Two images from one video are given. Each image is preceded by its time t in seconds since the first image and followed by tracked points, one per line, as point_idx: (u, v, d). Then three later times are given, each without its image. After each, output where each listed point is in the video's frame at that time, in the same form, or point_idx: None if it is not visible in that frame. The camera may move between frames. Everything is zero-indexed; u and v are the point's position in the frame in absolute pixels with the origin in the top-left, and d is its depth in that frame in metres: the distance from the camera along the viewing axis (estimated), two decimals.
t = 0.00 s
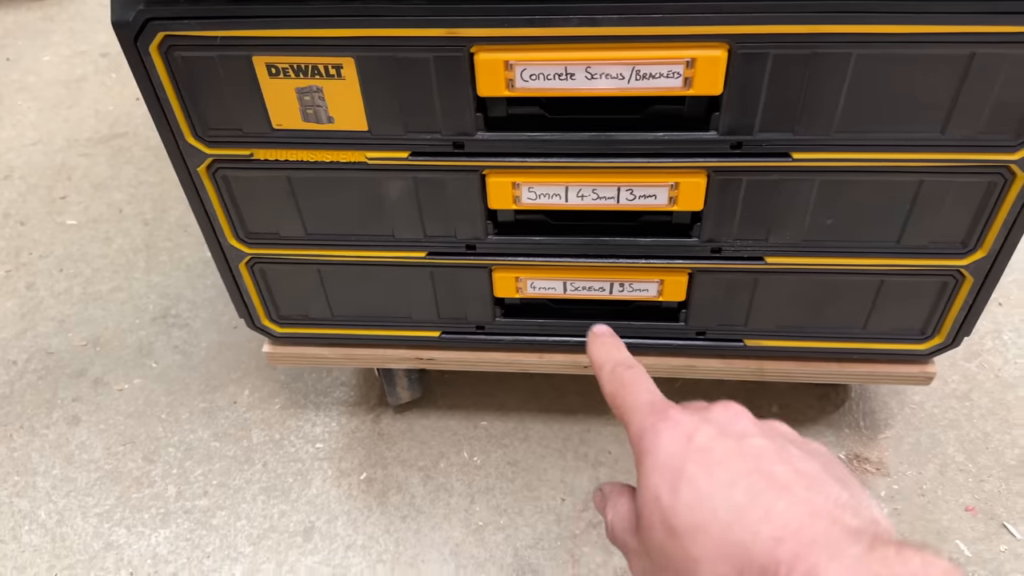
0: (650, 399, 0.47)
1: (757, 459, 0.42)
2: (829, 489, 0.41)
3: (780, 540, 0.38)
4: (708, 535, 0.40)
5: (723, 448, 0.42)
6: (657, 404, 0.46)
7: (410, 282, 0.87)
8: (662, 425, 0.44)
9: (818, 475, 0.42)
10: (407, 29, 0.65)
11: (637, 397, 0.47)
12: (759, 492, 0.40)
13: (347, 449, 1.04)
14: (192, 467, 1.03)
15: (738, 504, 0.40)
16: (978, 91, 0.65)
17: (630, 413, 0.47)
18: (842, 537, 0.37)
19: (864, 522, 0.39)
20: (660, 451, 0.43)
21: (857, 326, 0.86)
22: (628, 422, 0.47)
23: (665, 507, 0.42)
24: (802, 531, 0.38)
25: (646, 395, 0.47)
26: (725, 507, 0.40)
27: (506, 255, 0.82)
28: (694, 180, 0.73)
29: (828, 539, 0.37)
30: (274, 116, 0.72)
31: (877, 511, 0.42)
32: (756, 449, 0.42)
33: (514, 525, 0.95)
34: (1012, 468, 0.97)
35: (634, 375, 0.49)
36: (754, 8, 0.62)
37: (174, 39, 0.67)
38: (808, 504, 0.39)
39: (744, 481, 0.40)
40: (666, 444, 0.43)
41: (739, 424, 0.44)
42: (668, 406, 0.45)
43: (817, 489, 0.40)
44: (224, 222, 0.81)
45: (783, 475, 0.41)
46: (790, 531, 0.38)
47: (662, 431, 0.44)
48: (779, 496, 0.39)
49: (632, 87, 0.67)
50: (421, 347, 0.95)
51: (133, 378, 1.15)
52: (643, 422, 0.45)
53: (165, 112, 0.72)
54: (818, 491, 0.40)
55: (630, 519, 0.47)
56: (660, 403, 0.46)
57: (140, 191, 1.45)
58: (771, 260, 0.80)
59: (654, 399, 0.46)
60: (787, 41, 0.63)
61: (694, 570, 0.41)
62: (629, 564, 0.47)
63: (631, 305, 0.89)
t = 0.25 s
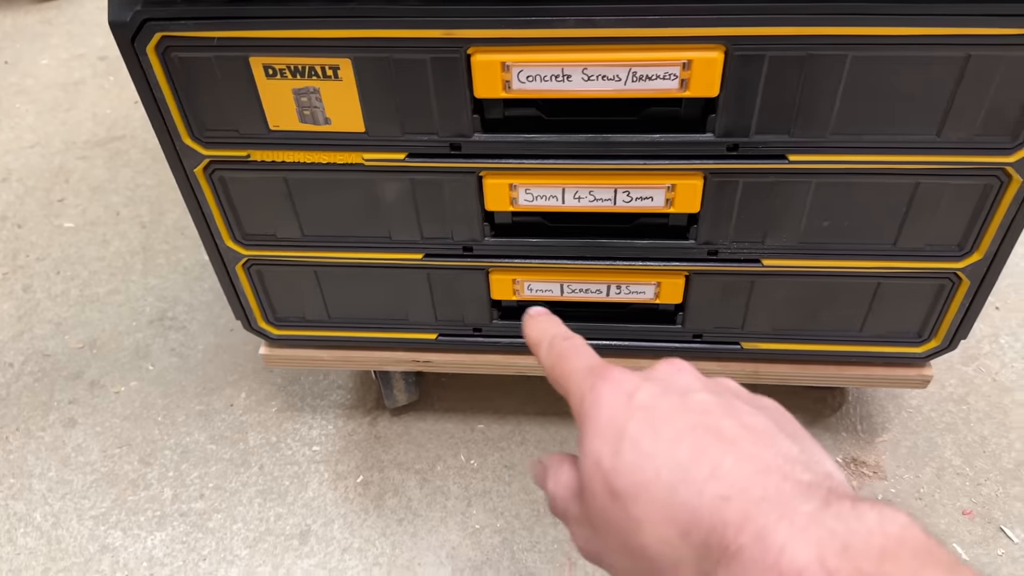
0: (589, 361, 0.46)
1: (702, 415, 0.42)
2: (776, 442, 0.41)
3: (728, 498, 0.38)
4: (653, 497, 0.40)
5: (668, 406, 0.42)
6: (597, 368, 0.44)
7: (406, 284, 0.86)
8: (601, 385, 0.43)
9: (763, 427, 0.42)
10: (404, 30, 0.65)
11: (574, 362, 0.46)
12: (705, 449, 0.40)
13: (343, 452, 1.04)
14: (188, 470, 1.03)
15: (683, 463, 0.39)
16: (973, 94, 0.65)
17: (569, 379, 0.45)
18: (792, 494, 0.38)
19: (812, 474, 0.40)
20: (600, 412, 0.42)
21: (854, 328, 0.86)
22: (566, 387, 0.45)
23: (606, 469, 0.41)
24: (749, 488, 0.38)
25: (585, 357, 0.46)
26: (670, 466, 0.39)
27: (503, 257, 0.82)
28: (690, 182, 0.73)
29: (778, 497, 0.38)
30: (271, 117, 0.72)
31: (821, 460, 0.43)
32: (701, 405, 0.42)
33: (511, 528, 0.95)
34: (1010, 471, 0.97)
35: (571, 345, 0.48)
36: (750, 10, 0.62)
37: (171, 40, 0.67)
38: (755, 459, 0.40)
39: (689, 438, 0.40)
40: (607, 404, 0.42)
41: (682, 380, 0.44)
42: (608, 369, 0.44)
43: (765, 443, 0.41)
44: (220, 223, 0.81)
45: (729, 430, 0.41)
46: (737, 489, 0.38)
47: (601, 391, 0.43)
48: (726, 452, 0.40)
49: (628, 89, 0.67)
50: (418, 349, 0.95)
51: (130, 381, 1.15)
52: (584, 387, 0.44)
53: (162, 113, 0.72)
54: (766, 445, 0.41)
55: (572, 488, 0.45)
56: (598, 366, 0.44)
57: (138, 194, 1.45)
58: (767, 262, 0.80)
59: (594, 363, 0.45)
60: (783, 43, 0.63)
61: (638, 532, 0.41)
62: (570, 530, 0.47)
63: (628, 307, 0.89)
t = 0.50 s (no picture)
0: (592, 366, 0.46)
1: (707, 415, 0.41)
2: (786, 440, 0.41)
3: (737, 499, 0.37)
4: (660, 500, 0.39)
5: (672, 408, 0.41)
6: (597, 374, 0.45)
7: (417, 287, 0.86)
8: (604, 389, 0.43)
9: (771, 425, 0.41)
10: (419, 30, 0.64)
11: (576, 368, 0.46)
12: (711, 449, 0.39)
13: (351, 455, 1.03)
14: (195, 473, 1.02)
15: (689, 464, 0.39)
16: (993, 95, 0.65)
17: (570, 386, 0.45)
18: (805, 492, 0.37)
19: (824, 471, 0.39)
20: (603, 416, 0.42)
21: (867, 331, 0.85)
22: (568, 394, 0.46)
23: (611, 473, 0.41)
24: (760, 488, 0.38)
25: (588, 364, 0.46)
26: (677, 468, 0.39)
27: (516, 259, 0.82)
28: (706, 183, 0.73)
29: (790, 496, 0.37)
30: (283, 117, 0.71)
31: (833, 458, 0.42)
32: (706, 405, 0.42)
33: (521, 532, 0.94)
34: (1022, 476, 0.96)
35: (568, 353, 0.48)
36: (769, 10, 0.61)
37: (184, 38, 0.67)
38: (765, 458, 0.39)
39: (695, 438, 0.40)
40: (610, 408, 0.42)
41: (686, 380, 0.43)
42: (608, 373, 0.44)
43: (774, 441, 0.40)
44: (231, 225, 0.81)
45: (737, 429, 0.40)
46: (747, 489, 0.38)
47: (604, 394, 0.43)
48: (733, 451, 0.39)
49: (645, 89, 0.66)
50: (428, 352, 0.94)
51: (136, 383, 1.14)
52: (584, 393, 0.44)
53: (174, 113, 0.72)
54: (775, 443, 0.40)
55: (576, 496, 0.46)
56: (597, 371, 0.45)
57: (143, 196, 1.45)
58: (782, 265, 0.79)
59: (594, 368, 0.45)
60: (802, 43, 0.63)
61: (647, 537, 0.40)
62: (578, 539, 0.46)
63: (640, 310, 0.88)
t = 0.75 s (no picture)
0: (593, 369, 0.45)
1: (709, 420, 0.41)
2: (788, 445, 0.41)
3: (740, 506, 0.37)
4: (663, 506, 0.39)
5: (675, 412, 0.41)
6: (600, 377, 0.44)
7: (414, 292, 0.86)
8: (606, 392, 0.43)
9: (773, 430, 0.41)
10: (417, 36, 0.64)
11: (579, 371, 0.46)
12: (714, 455, 0.39)
13: (347, 460, 1.03)
14: (191, 478, 1.02)
15: (692, 470, 0.39)
16: (989, 102, 0.65)
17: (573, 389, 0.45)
18: (807, 499, 0.38)
19: (825, 477, 0.40)
20: (605, 421, 0.42)
21: (864, 337, 0.85)
22: (571, 397, 0.45)
23: (613, 478, 0.41)
24: (762, 495, 0.38)
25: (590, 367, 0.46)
26: (679, 474, 0.39)
27: (513, 265, 0.82)
28: (703, 190, 0.73)
29: (792, 503, 0.37)
30: (281, 123, 0.71)
31: (833, 462, 0.42)
32: (708, 410, 0.41)
33: (517, 538, 0.94)
34: (1019, 481, 0.97)
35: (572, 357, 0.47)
36: (765, 18, 0.62)
37: (182, 44, 0.67)
38: (767, 465, 0.39)
39: (697, 444, 0.39)
40: (612, 412, 0.42)
41: (688, 385, 0.43)
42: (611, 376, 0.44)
43: (775, 446, 0.40)
44: (228, 230, 0.81)
45: (739, 435, 0.40)
46: (750, 496, 0.38)
47: (607, 398, 0.42)
48: (735, 457, 0.39)
49: (642, 96, 0.66)
50: (425, 356, 0.94)
51: (132, 387, 1.14)
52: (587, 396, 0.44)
53: (171, 118, 0.72)
54: (776, 449, 0.40)
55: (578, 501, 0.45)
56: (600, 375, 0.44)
57: (140, 199, 1.45)
58: (779, 271, 0.79)
59: (596, 371, 0.45)
60: (798, 51, 0.63)
61: (649, 542, 0.40)
62: (579, 543, 0.46)
63: (637, 315, 0.88)
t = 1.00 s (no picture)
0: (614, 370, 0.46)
1: (722, 426, 0.41)
2: (800, 455, 0.41)
3: (749, 512, 0.38)
4: (672, 509, 0.39)
5: (689, 417, 0.42)
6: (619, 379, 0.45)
7: (406, 294, 0.86)
8: (623, 394, 0.43)
9: (785, 439, 0.41)
10: (407, 41, 0.65)
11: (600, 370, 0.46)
12: (725, 460, 0.39)
13: (340, 461, 1.03)
14: (184, 479, 1.02)
15: (703, 474, 0.39)
16: (976, 107, 0.65)
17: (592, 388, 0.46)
18: (815, 507, 0.37)
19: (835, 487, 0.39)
20: (619, 422, 0.42)
21: (854, 340, 0.86)
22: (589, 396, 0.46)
23: (625, 479, 0.41)
24: (772, 502, 0.38)
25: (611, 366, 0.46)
26: (690, 478, 0.39)
27: (504, 268, 0.82)
28: (692, 193, 0.73)
29: (801, 511, 0.37)
30: (271, 126, 0.71)
31: (844, 474, 0.42)
32: (721, 417, 0.42)
33: (509, 539, 0.95)
34: (1008, 483, 0.97)
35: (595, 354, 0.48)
36: (753, 23, 0.62)
37: (172, 48, 0.67)
38: (777, 472, 0.39)
39: (709, 449, 0.40)
40: (626, 414, 0.42)
41: (703, 392, 0.44)
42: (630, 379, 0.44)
43: (787, 455, 0.40)
44: (219, 232, 0.81)
45: (751, 442, 0.40)
46: (759, 502, 0.38)
47: (623, 399, 0.43)
48: (746, 464, 0.39)
49: (631, 101, 0.67)
50: (416, 359, 0.94)
51: (125, 389, 1.14)
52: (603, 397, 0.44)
53: (162, 122, 0.72)
54: (788, 458, 0.40)
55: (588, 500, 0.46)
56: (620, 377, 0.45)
57: (134, 200, 1.45)
58: (768, 274, 0.80)
59: (618, 372, 0.45)
60: (786, 56, 0.63)
61: (657, 543, 0.40)
62: (588, 541, 0.47)
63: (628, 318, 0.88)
